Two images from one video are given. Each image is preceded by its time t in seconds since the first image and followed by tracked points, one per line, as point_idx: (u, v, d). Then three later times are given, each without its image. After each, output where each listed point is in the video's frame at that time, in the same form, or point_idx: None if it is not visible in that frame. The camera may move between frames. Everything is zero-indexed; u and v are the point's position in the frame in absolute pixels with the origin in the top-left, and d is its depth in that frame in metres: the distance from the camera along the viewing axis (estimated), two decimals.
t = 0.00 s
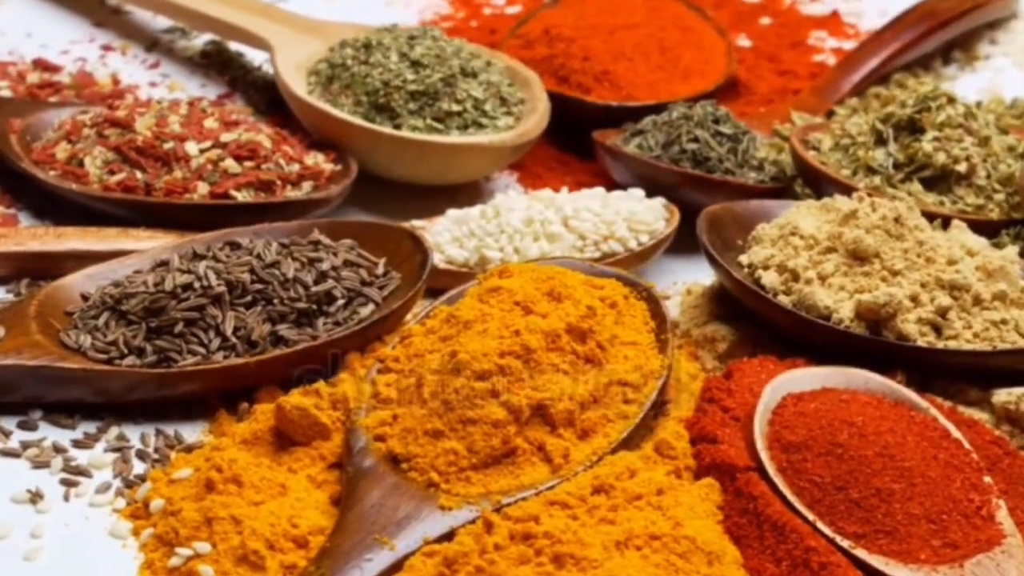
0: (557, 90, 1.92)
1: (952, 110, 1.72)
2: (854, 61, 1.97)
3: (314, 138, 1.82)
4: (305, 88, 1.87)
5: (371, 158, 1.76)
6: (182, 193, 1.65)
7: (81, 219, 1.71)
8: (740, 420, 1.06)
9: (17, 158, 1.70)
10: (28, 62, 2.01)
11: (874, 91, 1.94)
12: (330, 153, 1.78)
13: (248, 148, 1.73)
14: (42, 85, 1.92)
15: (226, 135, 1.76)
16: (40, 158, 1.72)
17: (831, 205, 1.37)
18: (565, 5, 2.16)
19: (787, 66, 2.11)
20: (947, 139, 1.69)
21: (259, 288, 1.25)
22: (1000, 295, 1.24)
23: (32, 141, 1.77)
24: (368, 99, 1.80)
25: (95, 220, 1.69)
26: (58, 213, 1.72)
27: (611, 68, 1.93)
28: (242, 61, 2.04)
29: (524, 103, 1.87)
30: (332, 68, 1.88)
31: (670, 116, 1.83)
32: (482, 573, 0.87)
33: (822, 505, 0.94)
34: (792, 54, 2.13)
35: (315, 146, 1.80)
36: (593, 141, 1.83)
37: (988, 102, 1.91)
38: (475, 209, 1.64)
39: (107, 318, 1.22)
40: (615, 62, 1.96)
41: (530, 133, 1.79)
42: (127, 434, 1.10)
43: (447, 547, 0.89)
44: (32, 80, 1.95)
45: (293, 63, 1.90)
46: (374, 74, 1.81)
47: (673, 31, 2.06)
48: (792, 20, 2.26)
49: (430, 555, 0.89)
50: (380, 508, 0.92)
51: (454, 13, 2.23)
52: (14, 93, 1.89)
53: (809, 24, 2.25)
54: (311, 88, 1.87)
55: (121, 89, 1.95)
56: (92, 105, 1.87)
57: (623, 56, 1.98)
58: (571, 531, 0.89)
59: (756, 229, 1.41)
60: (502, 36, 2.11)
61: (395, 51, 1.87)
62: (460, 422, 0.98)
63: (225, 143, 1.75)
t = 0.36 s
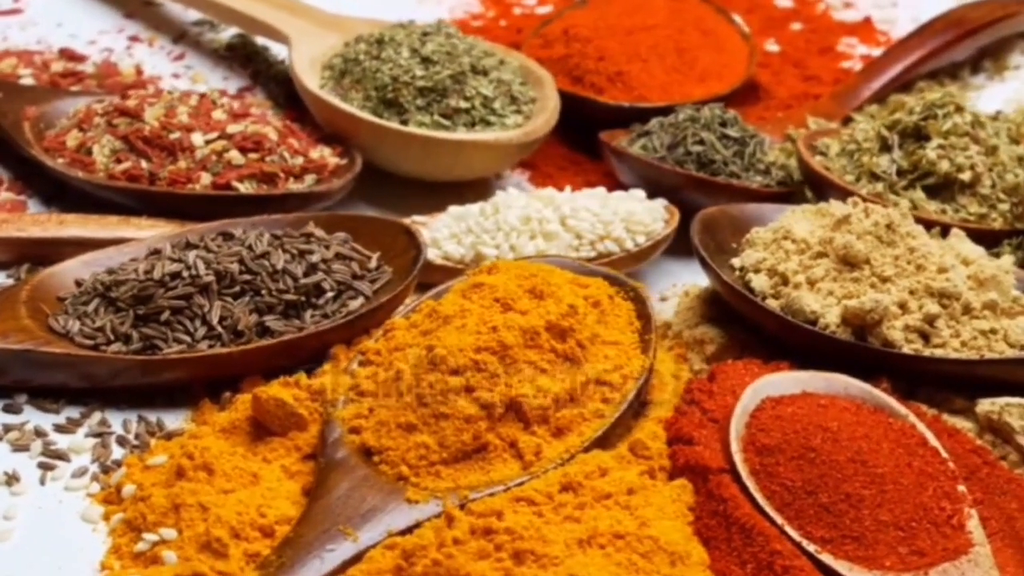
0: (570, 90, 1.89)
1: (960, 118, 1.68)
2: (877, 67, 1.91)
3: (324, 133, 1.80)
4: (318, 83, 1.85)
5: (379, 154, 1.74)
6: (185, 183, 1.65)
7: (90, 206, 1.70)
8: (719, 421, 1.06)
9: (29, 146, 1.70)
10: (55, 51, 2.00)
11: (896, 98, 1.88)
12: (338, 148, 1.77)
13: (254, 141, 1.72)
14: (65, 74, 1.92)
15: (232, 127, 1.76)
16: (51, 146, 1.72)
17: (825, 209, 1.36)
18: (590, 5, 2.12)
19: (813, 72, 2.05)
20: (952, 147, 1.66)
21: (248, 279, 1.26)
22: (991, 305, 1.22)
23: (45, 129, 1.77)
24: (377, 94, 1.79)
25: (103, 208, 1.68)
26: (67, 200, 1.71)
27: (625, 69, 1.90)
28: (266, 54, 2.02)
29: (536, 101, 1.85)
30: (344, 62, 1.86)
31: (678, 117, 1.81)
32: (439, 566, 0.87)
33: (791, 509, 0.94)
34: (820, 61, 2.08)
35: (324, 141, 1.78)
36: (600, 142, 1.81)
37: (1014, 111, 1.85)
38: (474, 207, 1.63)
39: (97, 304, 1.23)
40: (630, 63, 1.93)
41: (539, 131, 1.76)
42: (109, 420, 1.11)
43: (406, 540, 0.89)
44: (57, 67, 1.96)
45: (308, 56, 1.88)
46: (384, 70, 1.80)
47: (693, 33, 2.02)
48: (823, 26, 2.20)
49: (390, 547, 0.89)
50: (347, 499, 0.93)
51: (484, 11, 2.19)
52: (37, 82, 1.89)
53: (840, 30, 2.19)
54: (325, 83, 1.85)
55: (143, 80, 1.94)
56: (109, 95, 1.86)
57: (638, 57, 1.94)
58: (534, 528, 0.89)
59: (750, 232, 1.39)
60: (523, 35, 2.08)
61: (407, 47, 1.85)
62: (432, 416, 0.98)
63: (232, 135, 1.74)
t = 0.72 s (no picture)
0: (583, 91, 1.86)
1: (967, 126, 1.64)
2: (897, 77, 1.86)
3: (335, 127, 1.79)
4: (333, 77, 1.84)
5: (388, 149, 1.73)
6: (190, 173, 1.65)
7: (98, 195, 1.69)
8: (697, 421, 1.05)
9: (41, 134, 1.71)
10: (82, 41, 2.01)
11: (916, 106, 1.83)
12: (347, 142, 1.76)
13: (259, 133, 1.72)
14: (89, 64, 1.92)
15: (240, 120, 1.76)
16: (63, 134, 1.72)
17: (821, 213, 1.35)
18: (615, 7, 2.09)
19: (837, 78, 2.00)
20: (956, 155, 1.62)
21: (237, 270, 1.27)
22: (980, 313, 1.21)
23: (60, 118, 1.77)
24: (387, 90, 1.77)
25: (110, 196, 1.68)
26: (77, 189, 1.71)
27: (638, 70, 1.87)
28: (291, 49, 2.01)
29: (548, 101, 1.83)
30: (359, 57, 1.85)
31: (686, 119, 1.77)
32: (396, 558, 0.87)
33: (760, 512, 0.94)
34: (847, 67, 2.02)
35: (334, 135, 1.78)
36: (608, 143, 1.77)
37: None
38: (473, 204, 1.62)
39: (88, 290, 1.25)
40: (644, 65, 1.90)
41: (548, 131, 1.74)
42: (93, 406, 1.12)
43: (365, 532, 0.90)
44: (83, 58, 1.96)
45: (326, 50, 1.88)
46: (395, 65, 1.78)
47: (711, 37, 1.98)
48: (853, 32, 2.14)
49: (352, 539, 0.90)
50: (316, 490, 0.93)
51: (514, 11, 2.17)
52: (60, 71, 1.89)
53: (871, 36, 2.14)
54: (339, 76, 1.84)
55: (167, 71, 1.95)
56: (126, 85, 1.86)
57: (654, 60, 1.92)
58: (495, 523, 0.90)
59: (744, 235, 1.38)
60: (547, 35, 2.05)
61: (420, 43, 1.84)
62: (405, 410, 0.99)
63: (239, 128, 1.74)
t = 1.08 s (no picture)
0: (595, 91, 1.82)
1: (971, 133, 1.59)
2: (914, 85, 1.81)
3: (346, 122, 1.76)
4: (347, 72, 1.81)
5: (397, 144, 1.70)
6: (195, 164, 1.63)
7: (107, 184, 1.68)
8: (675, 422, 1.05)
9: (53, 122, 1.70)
10: (110, 32, 2.02)
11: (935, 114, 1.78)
12: (356, 138, 1.73)
13: (266, 125, 1.70)
14: (112, 54, 1.93)
15: (248, 112, 1.74)
16: (75, 122, 1.72)
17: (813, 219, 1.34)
18: (640, 8, 2.05)
19: (860, 85, 1.95)
20: (958, 163, 1.57)
21: (228, 261, 1.28)
22: (969, 322, 1.20)
23: (72, 108, 1.76)
24: (396, 85, 1.74)
25: (117, 186, 1.67)
26: (87, 178, 1.70)
27: (652, 72, 1.83)
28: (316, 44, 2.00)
29: (558, 99, 1.77)
30: (374, 52, 1.82)
31: (691, 121, 1.72)
32: (355, 549, 0.87)
33: (729, 514, 0.94)
34: (873, 74, 1.97)
35: (344, 130, 1.75)
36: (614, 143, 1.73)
37: None
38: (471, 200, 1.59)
39: (81, 277, 1.26)
40: (658, 66, 1.86)
41: (556, 131, 1.70)
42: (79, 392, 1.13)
43: (326, 522, 0.90)
44: (109, 48, 1.97)
45: (342, 44, 1.86)
46: (406, 60, 1.75)
47: (731, 40, 1.93)
48: (882, 40, 2.08)
49: (314, 529, 0.90)
50: (286, 479, 0.95)
51: (544, 11, 2.13)
52: (84, 61, 1.91)
53: (902, 43, 2.08)
54: (353, 72, 1.81)
55: (190, 64, 1.95)
56: (142, 76, 1.85)
57: (668, 61, 1.87)
58: (458, 517, 0.90)
59: (737, 239, 1.37)
60: (569, 35, 2.02)
61: (433, 38, 1.80)
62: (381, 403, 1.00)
63: (247, 120, 1.73)
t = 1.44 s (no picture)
0: (606, 91, 1.81)
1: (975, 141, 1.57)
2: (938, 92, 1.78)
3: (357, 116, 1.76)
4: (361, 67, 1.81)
5: (405, 140, 1.70)
6: (200, 155, 1.63)
7: (119, 173, 1.68)
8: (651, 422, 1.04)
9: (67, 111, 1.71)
10: (138, 23, 2.03)
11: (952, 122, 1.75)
12: (364, 133, 1.73)
13: (274, 118, 1.70)
14: (137, 45, 1.95)
15: (257, 104, 1.75)
16: (89, 111, 1.73)
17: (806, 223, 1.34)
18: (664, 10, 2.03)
19: (884, 93, 1.93)
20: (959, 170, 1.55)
21: (220, 251, 1.29)
22: (956, 330, 1.19)
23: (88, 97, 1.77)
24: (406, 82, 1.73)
25: (128, 175, 1.67)
26: (100, 166, 1.70)
27: (665, 73, 1.82)
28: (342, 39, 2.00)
29: (569, 98, 1.77)
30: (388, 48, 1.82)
31: (697, 123, 1.70)
32: (315, 539, 0.88)
33: (696, 515, 0.94)
34: (897, 82, 1.95)
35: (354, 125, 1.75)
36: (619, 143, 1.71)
37: None
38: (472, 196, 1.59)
39: (74, 264, 1.28)
40: (671, 68, 1.85)
41: (564, 130, 1.69)
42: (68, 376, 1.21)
43: (288, 511, 0.91)
44: (136, 39, 1.99)
45: (359, 39, 1.86)
46: (417, 57, 1.75)
47: (750, 43, 1.91)
48: (912, 48, 2.06)
49: (279, 517, 0.91)
50: (258, 469, 0.96)
51: (574, 11, 2.12)
52: (109, 52, 1.92)
53: (932, 52, 2.06)
54: (368, 68, 1.81)
55: (214, 56, 1.95)
56: (159, 67, 1.86)
57: (682, 63, 1.86)
58: (422, 511, 0.91)
59: (731, 241, 1.36)
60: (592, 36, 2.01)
61: (445, 36, 1.80)
62: (356, 396, 1.01)
63: (255, 113, 1.73)
